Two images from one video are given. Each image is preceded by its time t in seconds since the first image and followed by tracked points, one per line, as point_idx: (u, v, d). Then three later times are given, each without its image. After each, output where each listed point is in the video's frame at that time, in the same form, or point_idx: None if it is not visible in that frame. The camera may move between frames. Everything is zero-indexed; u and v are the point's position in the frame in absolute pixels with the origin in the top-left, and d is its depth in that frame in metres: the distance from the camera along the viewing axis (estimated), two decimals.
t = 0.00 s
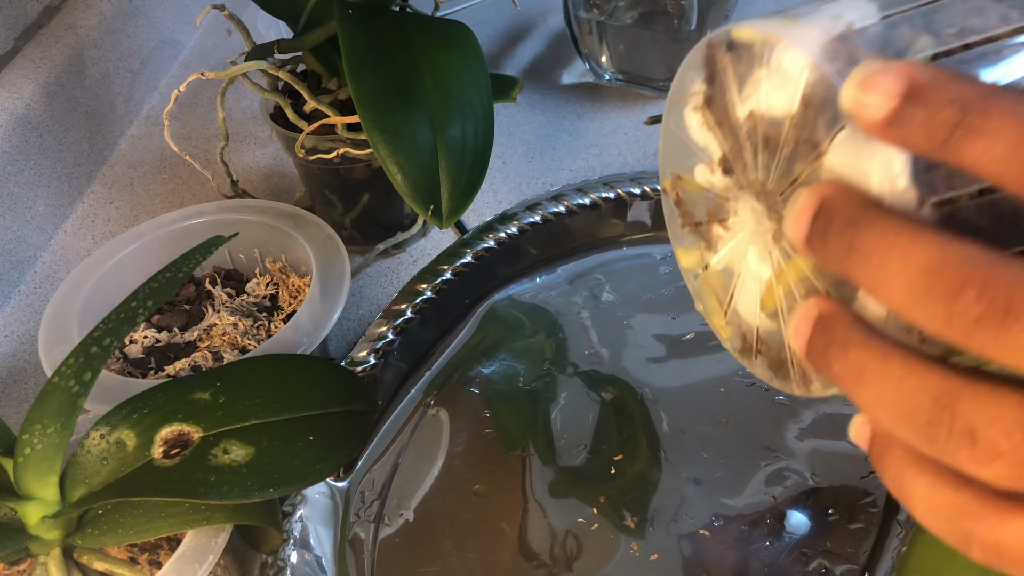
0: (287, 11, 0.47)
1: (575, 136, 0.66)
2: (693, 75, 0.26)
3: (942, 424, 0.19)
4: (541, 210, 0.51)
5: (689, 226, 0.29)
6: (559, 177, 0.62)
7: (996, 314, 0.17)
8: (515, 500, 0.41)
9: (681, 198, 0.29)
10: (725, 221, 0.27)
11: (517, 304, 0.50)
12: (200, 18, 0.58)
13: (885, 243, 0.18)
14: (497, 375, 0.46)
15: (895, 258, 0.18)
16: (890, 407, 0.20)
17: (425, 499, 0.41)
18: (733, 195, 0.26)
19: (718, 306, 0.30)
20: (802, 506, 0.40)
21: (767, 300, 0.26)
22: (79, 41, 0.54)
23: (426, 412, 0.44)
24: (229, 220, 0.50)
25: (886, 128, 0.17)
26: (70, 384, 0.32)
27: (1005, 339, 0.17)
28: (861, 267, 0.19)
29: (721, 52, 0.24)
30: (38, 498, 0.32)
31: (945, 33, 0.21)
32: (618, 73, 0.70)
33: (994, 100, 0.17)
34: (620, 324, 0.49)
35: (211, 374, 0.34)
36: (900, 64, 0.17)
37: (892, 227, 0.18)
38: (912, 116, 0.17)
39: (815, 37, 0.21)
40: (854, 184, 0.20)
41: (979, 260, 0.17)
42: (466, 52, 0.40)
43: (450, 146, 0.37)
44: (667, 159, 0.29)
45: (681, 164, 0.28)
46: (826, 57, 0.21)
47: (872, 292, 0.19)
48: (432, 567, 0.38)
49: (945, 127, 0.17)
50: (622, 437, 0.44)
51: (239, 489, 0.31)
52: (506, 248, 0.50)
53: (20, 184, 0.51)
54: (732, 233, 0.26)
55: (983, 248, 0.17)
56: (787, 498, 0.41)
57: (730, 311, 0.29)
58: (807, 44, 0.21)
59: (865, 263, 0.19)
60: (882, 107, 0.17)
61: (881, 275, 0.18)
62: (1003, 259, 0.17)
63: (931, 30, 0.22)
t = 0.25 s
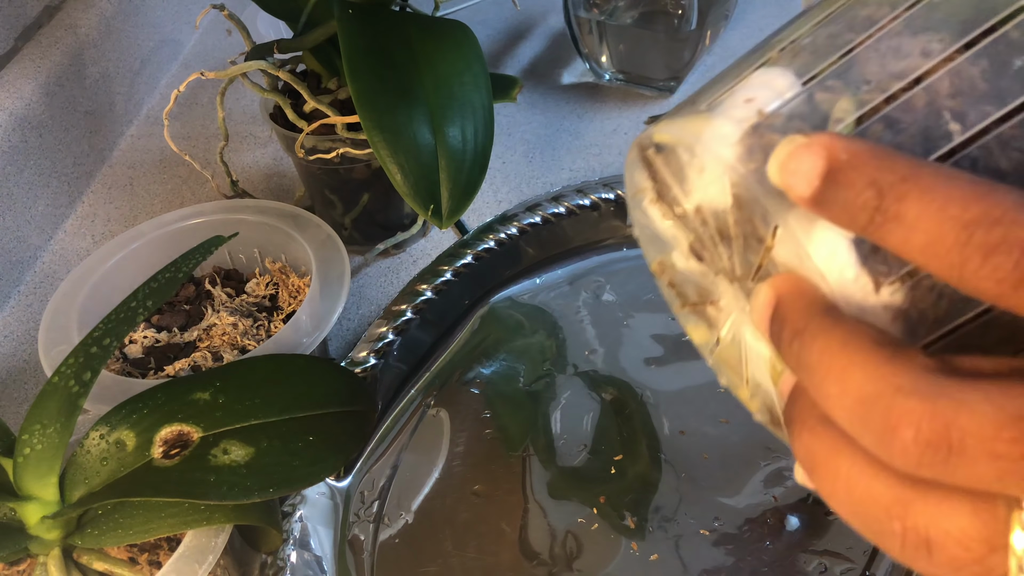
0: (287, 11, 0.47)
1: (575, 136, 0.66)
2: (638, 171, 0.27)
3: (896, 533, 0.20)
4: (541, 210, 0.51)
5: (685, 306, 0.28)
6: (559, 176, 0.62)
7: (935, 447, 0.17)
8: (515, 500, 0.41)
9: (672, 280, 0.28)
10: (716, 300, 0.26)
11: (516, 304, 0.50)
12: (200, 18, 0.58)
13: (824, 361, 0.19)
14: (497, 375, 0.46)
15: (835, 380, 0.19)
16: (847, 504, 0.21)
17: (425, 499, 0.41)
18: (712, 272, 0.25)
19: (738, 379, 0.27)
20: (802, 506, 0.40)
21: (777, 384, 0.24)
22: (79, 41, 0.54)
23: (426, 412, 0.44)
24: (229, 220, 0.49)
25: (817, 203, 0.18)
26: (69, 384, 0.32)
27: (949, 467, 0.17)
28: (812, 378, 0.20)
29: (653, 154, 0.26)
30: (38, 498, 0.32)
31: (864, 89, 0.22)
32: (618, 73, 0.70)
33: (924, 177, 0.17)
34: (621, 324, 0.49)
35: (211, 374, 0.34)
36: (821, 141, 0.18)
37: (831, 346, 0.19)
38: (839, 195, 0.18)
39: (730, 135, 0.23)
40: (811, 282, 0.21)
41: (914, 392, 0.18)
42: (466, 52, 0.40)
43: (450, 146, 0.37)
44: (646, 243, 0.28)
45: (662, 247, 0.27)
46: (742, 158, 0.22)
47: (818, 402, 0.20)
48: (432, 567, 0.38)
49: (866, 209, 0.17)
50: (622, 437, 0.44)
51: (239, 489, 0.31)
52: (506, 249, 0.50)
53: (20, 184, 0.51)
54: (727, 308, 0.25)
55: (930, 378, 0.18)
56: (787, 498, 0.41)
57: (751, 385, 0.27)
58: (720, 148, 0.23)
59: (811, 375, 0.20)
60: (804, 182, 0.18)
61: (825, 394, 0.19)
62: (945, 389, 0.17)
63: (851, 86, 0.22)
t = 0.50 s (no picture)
0: (287, 11, 0.47)
1: (576, 135, 0.66)
2: (548, 226, 0.28)
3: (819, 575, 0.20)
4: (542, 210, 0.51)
5: (617, 357, 0.29)
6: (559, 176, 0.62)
7: (847, 490, 0.17)
8: (515, 501, 0.41)
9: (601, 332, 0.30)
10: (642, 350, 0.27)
11: (516, 304, 0.50)
12: (200, 17, 0.58)
13: (727, 407, 0.20)
14: (497, 375, 0.46)
15: (738, 427, 0.19)
16: (773, 553, 0.21)
17: (424, 499, 0.41)
18: (634, 321, 0.27)
19: (675, 428, 0.29)
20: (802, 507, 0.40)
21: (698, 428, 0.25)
22: (79, 41, 0.54)
23: (426, 412, 0.44)
24: (229, 220, 0.49)
25: (713, 227, 0.18)
26: (69, 384, 0.32)
27: (865, 509, 0.17)
28: (716, 425, 0.20)
29: (556, 209, 0.27)
30: (38, 498, 0.32)
31: (752, 124, 0.23)
32: (618, 73, 0.70)
33: (810, 201, 0.17)
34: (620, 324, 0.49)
35: (211, 374, 0.34)
36: (710, 173, 0.18)
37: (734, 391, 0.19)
38: (733, 226, 0.17)
39: (622, 182, 0.23)
40: (715, 325, 0.22)
41: (820, 433, 0.17)
42: (466, 52, 0.40)
43: (450, 146, 0.37)
44: (575, 302, 0.30)
45: (585, 305, 0.29)
46: (637, 208, 0.23)
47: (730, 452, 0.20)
48: (432, 568, 0.38)
49: (759, 240, 0.17)
50: (623, 437, 0.44)
51: (239, 489, 0.31)
52: (506, 248, 0.50)
53: (19, 184, 0.51)
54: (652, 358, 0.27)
55: (830, 416, 0.18)
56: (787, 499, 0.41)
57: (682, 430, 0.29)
58: (614, 199, 0.23)
59: (716, 424, 0.20)
60: (695, 221, 0.18)
61: (732, 441, 0.19)
62: (848, 429, 0.17)
63: (740, 121, 0.23)
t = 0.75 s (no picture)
0: (286, 10, 0.47)
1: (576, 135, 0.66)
2: (511, 201, 0.28)
3: (746, 489, 0.21)
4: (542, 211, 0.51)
5: (574, 333, 0.32)
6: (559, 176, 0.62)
7: (763, 381, 0.19)
8: (515, 501, 0.41)
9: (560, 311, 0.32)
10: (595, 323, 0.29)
11: (517, 304, 0.49)
12: (198, 17, 0.58)
13: (654, 321, 0.21)
14: (497, 375, 0.46)
15: (666, 335, 0.21)
16: (701, 473, 0.22)
17: (425, 500, 0.41)
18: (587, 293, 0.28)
19: (627, 401, 0.32)
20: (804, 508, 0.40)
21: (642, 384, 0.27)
22: (78, 41, 0.54)
23: (426, 413, 0.44)
24: (229, 220, 0.49)
25: (651, 171, 0.19)
26: (67, 384, 0.32)
27: (779, 403, 0.19)
28: (647, 345, 0.22)
29: (515, 176, 0.27)
30: (37, 498, 0.32)
31: (689, 85, 0.23)
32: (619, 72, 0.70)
33: (735, 132, 0.19)
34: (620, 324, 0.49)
35: (210, 374, 0.34)
36: (647, 116, 0.19)
37: (661, 305, 0.21)
38: (668, 161, 0.19)
39: (571, 136, 0.24)
40: (648, 261, 0.23)
41: (738, 331, 0.20)
42: (466, 51, 0.40)
43: (450, 145, 0.37)
44: (535, 278, 0.32)
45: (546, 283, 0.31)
46: (580, 154, 0.24)
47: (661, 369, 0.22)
48: (431, 568, 0.38)
49: (689, 170, 0.19)
50: (623, 438, 0.44)
51: (239, 490, 0.31)
52: (507, 249, 0.50)
53: (18, 184, 0.51)
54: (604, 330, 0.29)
55: (746, 318, 0.20)
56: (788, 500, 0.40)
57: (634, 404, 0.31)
58: (561, 150, 0.24)
59: (646, 340, 0.22)
60: (636, 161, 0.19)
61: (660, 352, 0.21)
62: (766, 327, 0.19)
63: (679, 85, 0.24)
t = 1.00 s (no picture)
0: (285, 10, 0.47)
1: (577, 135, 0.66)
2: (470, 168, 0.29)
3: (697, 428, 0.22)
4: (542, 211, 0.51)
5: (533, 305, 0.33)
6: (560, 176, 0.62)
7: (714, 318, 0.20)
8: (515, 501, 0.41)
9: (518, 282, 0.33)
10: (551, 290, 0.31)
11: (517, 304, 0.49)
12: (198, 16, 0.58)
13: (608, 265, 0.22)
14: (497, 376, 0.46)
15: (620, 276, 0.21)
16: (653, 416, 0.23)
17: (425, 500, 0.41)
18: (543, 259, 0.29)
19: (582, 373, 0.33)
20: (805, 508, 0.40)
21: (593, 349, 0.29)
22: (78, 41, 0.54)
23: (426, 413, 0.44)
24: (229, 220, 0.49)
25: (607, 124, 0.21)
26: (67, 384, 0.32)
27: (731, 335, 0.20)
28: (602, 287, 0.22)
29: (472, 140, 0.28)
30: (37, 499, 0.32)
31: (642, 47, 0.24)
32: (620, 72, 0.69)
33: (687, 78, 0.20)
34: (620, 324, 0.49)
35: (210, 374, 0.34)
36: (602, 68, 0.21)
37: (615, 248, 0.22)
38: (623, 108, 0.20)
39: (526, 95, 0.25)
40: (596, 213, 0.24)
41: (690, 267, 0.20)
42: (466, 51, 0.40)
43: (450, 144, 0.37)
44: (493, 250, 0.33)
45: (504, 253, 0.32)
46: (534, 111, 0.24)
47: (615, 314, 0.22)
48: (432, 569, 0.38)
49: (645, 117, 0.20)
50: (623, 438, 0.44)
51: (239, 490, 0.31)
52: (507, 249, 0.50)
53: (17, 184, 0.51)
54: (559, 297, 0.30)
55: (698, 255, 0.21)
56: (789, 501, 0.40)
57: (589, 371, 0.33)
58: (516, 109, 0.25)
59: (601, 283, 0.22)
60: (592, 113, 0.21)
61: (615, 295, 0.22)
62: (716, 263, 0.20)
63: (631, 45, 0.24)
